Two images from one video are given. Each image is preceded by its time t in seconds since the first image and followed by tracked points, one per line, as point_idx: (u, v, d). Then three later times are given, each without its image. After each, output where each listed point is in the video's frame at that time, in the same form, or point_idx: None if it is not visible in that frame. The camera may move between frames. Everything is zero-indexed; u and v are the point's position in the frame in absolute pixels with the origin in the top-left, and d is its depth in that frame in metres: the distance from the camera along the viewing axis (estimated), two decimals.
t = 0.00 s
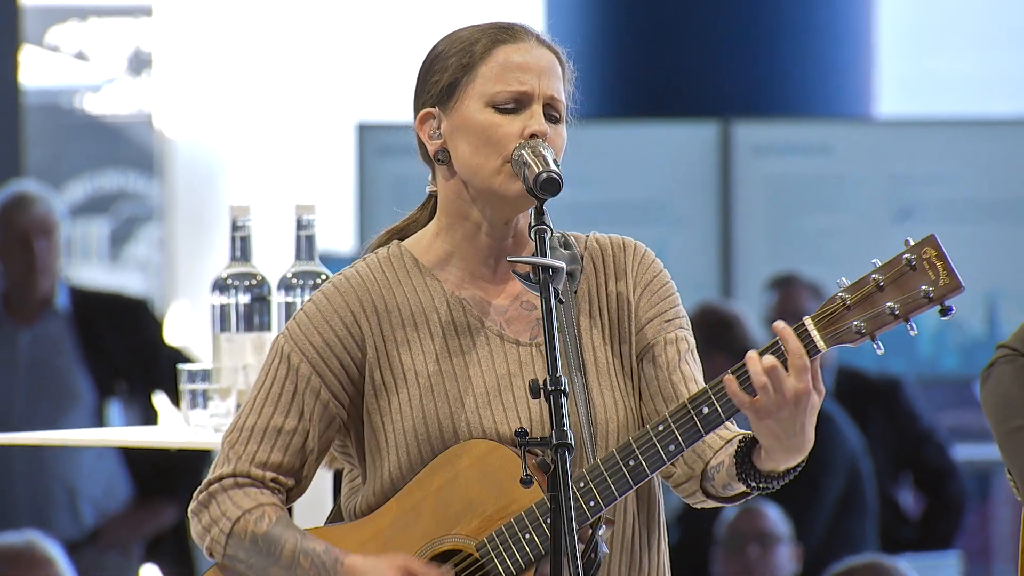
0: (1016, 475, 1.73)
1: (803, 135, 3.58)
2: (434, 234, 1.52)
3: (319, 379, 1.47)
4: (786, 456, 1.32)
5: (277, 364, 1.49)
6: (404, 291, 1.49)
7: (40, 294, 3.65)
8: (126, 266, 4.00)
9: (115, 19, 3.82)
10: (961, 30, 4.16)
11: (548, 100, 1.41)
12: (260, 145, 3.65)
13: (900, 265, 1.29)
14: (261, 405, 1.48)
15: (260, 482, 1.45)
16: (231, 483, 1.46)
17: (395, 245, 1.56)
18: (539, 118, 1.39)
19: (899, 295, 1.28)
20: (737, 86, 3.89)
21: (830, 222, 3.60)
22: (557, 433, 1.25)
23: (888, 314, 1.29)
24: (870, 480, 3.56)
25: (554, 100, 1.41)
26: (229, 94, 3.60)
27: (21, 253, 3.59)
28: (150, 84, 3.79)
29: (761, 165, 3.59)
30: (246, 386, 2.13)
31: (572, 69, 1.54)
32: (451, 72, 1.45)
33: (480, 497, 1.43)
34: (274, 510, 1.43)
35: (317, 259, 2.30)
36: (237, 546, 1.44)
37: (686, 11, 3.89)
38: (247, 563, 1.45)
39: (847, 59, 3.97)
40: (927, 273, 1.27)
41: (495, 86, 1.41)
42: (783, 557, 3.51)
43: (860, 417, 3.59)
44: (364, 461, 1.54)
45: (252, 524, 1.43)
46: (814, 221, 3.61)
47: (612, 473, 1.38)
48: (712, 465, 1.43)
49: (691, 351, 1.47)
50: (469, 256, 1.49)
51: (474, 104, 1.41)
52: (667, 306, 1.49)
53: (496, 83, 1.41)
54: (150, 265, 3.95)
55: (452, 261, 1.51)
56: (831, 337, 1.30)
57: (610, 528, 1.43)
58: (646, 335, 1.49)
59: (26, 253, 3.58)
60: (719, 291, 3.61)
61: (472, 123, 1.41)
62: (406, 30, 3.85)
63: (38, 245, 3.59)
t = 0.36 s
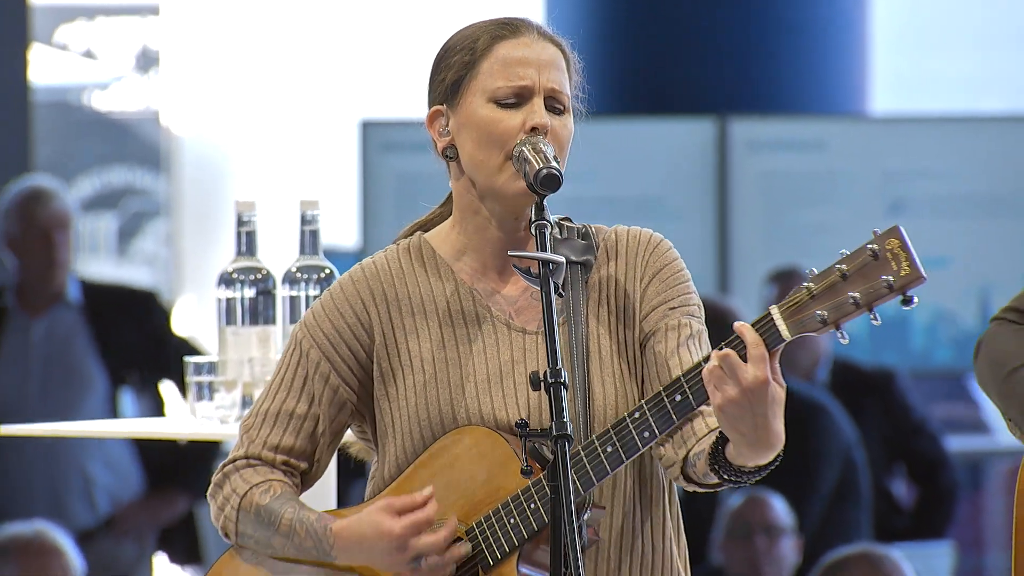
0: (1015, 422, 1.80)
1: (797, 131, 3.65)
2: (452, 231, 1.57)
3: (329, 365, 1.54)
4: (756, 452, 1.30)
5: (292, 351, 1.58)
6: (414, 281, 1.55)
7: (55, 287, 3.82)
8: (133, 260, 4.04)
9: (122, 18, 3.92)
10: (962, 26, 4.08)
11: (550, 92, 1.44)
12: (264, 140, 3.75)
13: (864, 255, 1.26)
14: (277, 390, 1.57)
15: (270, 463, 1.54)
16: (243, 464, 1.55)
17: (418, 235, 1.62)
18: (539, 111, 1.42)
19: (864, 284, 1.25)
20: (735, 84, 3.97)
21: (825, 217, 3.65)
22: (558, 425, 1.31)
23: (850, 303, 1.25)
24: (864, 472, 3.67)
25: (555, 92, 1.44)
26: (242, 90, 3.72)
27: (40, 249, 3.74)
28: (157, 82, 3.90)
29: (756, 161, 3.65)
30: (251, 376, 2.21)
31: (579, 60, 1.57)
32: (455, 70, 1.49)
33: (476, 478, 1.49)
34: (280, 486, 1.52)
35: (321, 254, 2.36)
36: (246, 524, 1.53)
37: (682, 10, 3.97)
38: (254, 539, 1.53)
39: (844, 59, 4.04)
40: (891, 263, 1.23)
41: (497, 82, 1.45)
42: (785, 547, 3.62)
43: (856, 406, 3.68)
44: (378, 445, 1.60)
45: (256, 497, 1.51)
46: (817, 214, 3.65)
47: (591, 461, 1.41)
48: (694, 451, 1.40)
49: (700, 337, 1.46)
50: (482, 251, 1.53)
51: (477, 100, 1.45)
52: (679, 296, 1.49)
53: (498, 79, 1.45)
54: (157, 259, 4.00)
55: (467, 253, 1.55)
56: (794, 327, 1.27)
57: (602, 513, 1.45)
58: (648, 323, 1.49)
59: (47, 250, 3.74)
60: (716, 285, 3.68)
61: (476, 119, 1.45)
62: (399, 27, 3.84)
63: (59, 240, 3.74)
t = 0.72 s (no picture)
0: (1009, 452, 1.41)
1: (792, 125, 3.72)
2: (464, 227, 1.60)
3: (339, 359, 1.61)
4: (722, 447, 1.32)
5: (307, 344, 1.65)
6: (422, 276, 1.59)
7: (101, 277, 3.87)
8: (141, 252, 4.07)
9: (129, 16, 3.96)
10: (958, 27, 4.24)
11: (548, 91, 1.49)
12: (271, 133, 3.82)
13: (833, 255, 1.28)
14: (291, 381, 1.64)
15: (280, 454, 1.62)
16: (255, 453, 1.63)
17: (441, 227, 1.65)
18: (537, 111, 1.47)
19: (829, 285, 1.28)
20: (732, 82, 4.02)
21: (819, 210, 3.72)
22: (557, 413, 1.33)
23: (816, 304, 1.28)
24: (858, 460, 3.70)
25: (553, 92, 1.49)
26: (247, 86, 3.78)
27: (95, 236, 3.81)
28: (164, 78, 3.96)
29: (752, 155, 3.73)
30: (255, 366, 2.26)
31: (581, 58, 1.62)
32: (456, 73, 1.55)
33: (474, 473, 1.52)
34: (286, 483, 1.59)
35: (325, 247, 2.44)
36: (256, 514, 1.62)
37: (682, 8, 4.02)
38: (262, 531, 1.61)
39: (841, 56, 4.10)
40: (857, 266, 1.26)
41: (497, 84, 1.50)
42: (785, 532, 3.68)
43: (849, 397, 3.74)
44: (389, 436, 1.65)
45: (264, 494, 1.59)
46: (808, 208, 3.72)
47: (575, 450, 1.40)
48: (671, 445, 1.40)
49: (695, 326, 1.44)
50: (491, 246, 1.56)
51: (478, 103, 1.50)
52: (681, 290, 1.49)
53: (497, 81, 1.50)
54: (165, 251, 4.05)
55: (479, 248, 1.58)
56: (761, 325, 1.30)
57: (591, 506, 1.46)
58: (648, 317, 1.50)
59: (101, 237, 3.81)
60: (713, 277, 3.75)
61: (478, 121, 1.50)
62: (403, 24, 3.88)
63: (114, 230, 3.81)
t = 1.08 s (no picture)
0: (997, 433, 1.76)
1: (788, 124, 3.79)
2: (447, 222, 1.67)
3: (335, 354, 1.63)
4: (761, 442, 1.38)
5: (296, 340, 1.66)
6: (415, 274, 1.65)
7: (138, 275, 3.93)
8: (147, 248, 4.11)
9: (137, 17, 4.04)
10: (957, 28, 4.31)
11: (545, 91, 1.55)
12: (274, 131, 3.89)
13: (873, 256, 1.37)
14: (283, 378, 1.65)
15: (277, 449, 1.62)
16: (251, 451, 1.63)
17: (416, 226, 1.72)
18: (537, 110, 1.53)
19: (871, 285, 1.35)
20: (733, 81, 4.10)
21: (813, 208, 3.80)
22: (557, 407, 1.38)
23: (860, 303, 1.35)
24: (851, 453, 3.80)
25: (549, 90, 1.56)
26: (252, 85, 3.84)
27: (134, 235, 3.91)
28: (171, 78, 4.02)
29: (749, 154, 3.81)
30: (260, 361, 2.36)
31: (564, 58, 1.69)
32: (450, 74, 1.60)
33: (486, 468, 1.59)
34: (288, 474, 1.60)
35: (328, 243, 2.53)
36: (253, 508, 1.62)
37: (681, 8, 4.09)
38: (262, 524, 1.62)
39: (835, 56, 4.18)
40: (897, 266, 1.34)
41: (496, 85, 1.55)
42: (780, 524, 3.75)
43: (843, 390, 3.85)
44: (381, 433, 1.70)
45: (267, 485, 1.59)
46: (805, 207, 3.80)
47: (601, 450, 1.48)
48: (696, 440, 1.49)
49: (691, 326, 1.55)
50: (478, 242, 1.63)
51: (477, 103, 1.56)
52: (669, 285, 1.58)
53: (496, 82, 1.56)
54: (172, 248, 4.11)
55: (463, 246, 1.65)
56: (805, 325, 1.36)
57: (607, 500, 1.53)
58: (641, 312, 1.58)
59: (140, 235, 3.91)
60: (709, 273, 3.83)
61: (478, 121, 1.55)
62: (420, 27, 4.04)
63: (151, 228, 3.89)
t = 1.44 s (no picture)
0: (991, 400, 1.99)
1: (784, 124, 3.86)
2: (423, 220, 1.71)
3: (336, 355, 1.62)
4: (806, 437, 1.52)
5: (294, 340, 1.62)
6: (405, 274, 1.67)
7: (152, 273, 4.05)
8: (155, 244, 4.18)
9: (146, 19, 4.15)
10: (957, 28, 4.37)
11: (534, 94, 1.62)
12: (280, 130, 3.97)
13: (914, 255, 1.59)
14: (283, 379, 1.61)
15: (288, 451, 1.59)
16: (261, 453, 1.58)
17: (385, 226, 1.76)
18: (534, 113, 1.59)
19: (915, 282, 1.57)
20: (732, 78, 4.16)
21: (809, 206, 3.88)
22: (555, 403, 1.45)
23: (908, 298, 1.57)
24: (846, 446, 3.89)
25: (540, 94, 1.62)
26: (260, 86, 3.94)
27: (152, 234, 4.05)
28: (180, 78, 4.14)
29: (745, 154, 3.88)
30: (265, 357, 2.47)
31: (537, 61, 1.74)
32: (443, 81, 1.61)
33: (509, 468, 1.64)
34: (307, 476, 1.58)
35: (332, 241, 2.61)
36: (267, 510, 1.59)
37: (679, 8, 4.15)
38: (279, 526, 1.60)
39: (830, 57, 4.25)
40: (940, 263, 1.58)
41: (492, 89, 1.59)
42: (773, 520, 3.86)
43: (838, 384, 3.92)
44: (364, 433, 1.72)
45: (289, 488, 1.56)
46: (803, 205, 3.88)
47: (643, 445, 1.61)
48: (720, 434, 1.65)
49: (663, 320, 1.70)
50: (462, 244, 1.68)
51: (472, 107, 1.59)
52: (637, 283, 1.72)
53: (491, 86, 1.59)
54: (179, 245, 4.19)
55: (445, 246, 1.69)
56: (856, 320, 1.56)
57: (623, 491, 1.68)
58: (623, 309, 1.70)
59: (159, 234, 4.05)
60: (706, 271, 3.90)
61: (477, 126, 1.59)
62: (422, 24, 4.06)
63: (168, 225, 4.06)
